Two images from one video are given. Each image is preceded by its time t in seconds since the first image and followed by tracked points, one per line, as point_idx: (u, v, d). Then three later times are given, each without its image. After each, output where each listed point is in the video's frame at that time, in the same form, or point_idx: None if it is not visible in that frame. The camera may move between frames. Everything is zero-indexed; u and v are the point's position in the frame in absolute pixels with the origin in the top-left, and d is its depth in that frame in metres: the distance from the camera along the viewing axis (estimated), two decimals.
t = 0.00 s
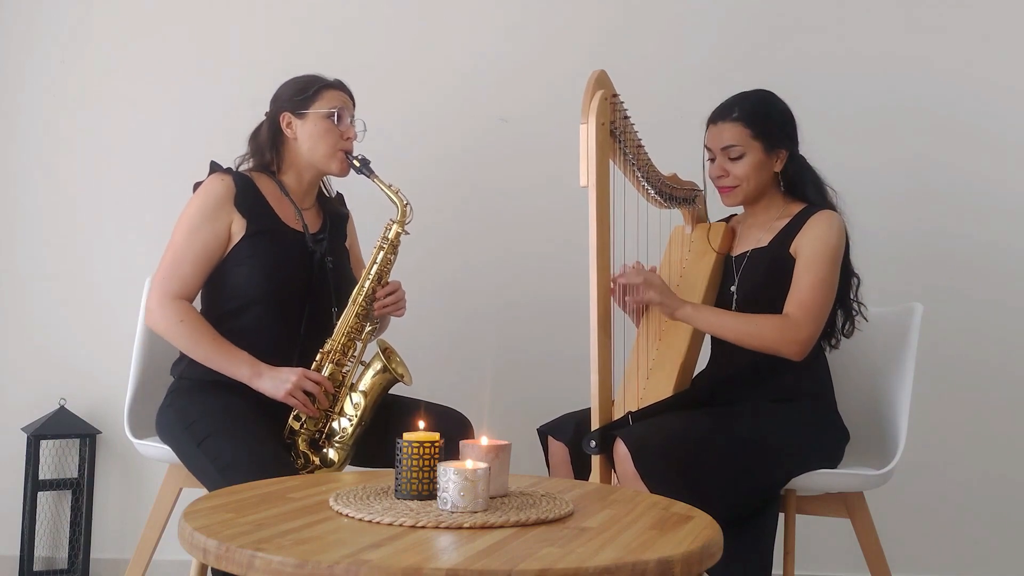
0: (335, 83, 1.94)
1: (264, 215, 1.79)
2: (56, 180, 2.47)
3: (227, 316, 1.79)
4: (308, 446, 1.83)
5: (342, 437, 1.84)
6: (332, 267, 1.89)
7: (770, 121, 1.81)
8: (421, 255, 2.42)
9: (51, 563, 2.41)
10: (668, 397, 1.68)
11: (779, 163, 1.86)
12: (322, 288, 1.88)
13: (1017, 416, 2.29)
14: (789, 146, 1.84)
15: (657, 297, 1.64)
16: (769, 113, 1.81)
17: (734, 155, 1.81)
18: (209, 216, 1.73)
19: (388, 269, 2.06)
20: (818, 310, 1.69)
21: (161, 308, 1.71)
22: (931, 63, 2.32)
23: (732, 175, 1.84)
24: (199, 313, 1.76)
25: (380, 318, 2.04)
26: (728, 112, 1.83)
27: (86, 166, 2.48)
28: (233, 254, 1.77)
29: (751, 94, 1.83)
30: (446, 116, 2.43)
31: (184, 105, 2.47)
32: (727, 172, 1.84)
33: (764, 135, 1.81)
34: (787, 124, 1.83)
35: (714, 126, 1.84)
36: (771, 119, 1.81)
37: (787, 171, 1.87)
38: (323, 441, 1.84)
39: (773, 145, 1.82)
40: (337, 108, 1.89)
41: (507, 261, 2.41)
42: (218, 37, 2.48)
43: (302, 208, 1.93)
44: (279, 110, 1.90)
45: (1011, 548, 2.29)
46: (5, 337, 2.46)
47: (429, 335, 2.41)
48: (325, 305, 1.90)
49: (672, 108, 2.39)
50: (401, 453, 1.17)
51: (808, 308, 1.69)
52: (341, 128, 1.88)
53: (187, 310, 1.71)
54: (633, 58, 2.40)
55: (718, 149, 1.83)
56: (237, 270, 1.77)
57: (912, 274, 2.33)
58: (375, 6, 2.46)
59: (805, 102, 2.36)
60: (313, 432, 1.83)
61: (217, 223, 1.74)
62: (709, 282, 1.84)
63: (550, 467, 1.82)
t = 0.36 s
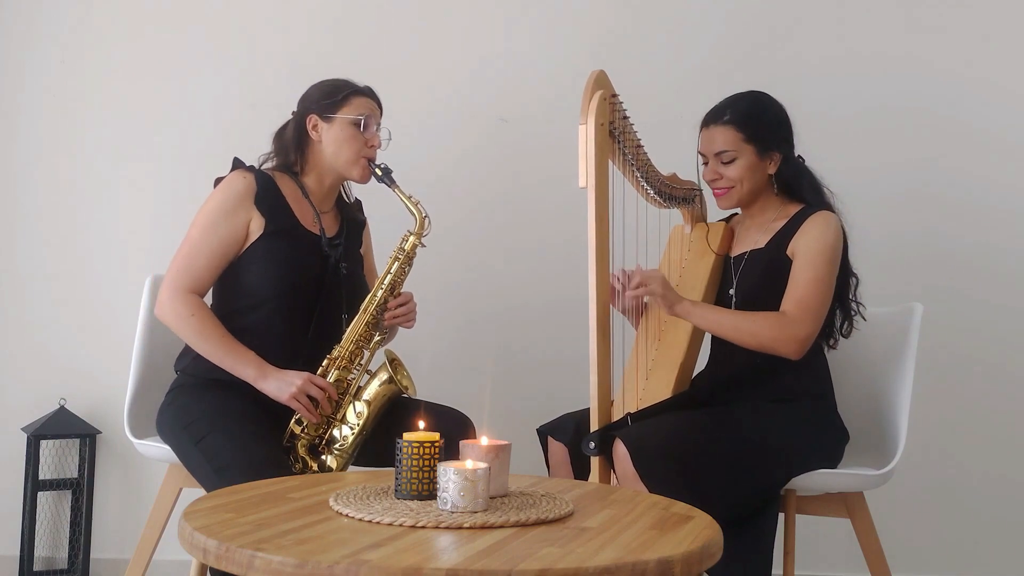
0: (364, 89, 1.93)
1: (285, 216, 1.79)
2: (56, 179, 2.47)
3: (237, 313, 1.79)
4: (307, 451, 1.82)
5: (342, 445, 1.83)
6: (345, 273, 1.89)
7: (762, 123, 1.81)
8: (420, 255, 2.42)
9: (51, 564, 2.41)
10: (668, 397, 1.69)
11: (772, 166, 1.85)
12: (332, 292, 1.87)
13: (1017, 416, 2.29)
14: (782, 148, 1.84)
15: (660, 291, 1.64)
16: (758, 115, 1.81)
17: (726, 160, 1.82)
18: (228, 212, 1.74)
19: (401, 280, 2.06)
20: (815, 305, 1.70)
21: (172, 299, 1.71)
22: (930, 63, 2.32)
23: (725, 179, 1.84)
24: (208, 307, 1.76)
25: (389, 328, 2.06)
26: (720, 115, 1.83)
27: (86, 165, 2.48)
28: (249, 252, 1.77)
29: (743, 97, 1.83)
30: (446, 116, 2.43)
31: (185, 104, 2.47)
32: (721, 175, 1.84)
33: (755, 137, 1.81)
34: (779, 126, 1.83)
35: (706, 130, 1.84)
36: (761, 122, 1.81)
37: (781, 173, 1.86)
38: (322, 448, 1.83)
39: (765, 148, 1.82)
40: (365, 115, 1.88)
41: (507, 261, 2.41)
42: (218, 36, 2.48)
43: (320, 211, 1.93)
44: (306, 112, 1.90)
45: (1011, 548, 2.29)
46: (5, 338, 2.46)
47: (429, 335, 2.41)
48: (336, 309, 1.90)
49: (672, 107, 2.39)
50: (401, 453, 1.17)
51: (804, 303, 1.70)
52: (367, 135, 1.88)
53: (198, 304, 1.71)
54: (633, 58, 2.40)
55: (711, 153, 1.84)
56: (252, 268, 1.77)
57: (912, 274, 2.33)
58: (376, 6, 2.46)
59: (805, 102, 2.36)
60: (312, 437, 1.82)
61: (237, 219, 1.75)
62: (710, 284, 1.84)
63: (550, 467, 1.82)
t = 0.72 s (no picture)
0: (392, 97, 1.94)
1: (303, 219, 1.78)
2: (56, 179, 2.47)
3: (247, 311, 1.79)
4: (307, 456, 1.81)
5: (342, 454, 1.83)
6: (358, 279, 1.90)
7: (753, 130, 1.81)
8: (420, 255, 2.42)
9: (51, 564, 2.41)
10: (668, 397, 1.68)
11: (767, 171, 1.85)
12: (343, 295, 1.88)
13: (1017, 416, 2.29)
14: (775, 154, 1.84)
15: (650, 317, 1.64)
16: (747, 123, 1.80)
17: (718, 171, 1.82)
18: (248, 210, 1.74)
19: (413, 293, 2.07)
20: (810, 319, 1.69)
21: (186, 293, 1.71)
22: (929, 63, 2.32)
23: (719, 189, 1.84)
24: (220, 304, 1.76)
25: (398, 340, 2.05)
26: (708, 127, 1.83)
27: (86, 165, 2.48)
28: (264, 251, 1.77)
29: (733, 106, 1.82)
30: (446, 116, 2.43)
31: (185, 104, 2.47)
32: (714, 186, 1.84)
33: (747, 145, 1.80)
34: (772, 131, 1.83)
35: (699, 140, 1.84)
36: (751, 131, 1.80)
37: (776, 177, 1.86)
38: (322, 454, 1.83)
39: (757, 155, 1.82)
40: (390, 123, 1.88)
41: (507, 260, 2.41)
42: (218, 36, 2.48)
43: (339, 216, 1.93)
44: (333, 115, 1.90)
45: (1011, 548, 2.29)
46: (4, 338, 2.46)
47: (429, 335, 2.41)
48: (348, 310, 1.91)
49: (671, 107, 2.39)
50: (401, 453, 1.17)
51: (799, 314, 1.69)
52: (391, 143, 1.88)
53: (211, 301, 1.71)
54: (631, 59, 2.40)
55: (704, 164, 1.83)
56: (267, 268, 1.77)
57: (912, 273, 2.33)
58: (375, 6, 2.46)
59: (804, 103, 2.36)
60: (313, 443, 1.82)
61: (255, 217, 1.74)
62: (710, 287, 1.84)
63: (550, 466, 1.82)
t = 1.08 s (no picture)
0: (385, 96, 1.94)
1: (297, 220, 1.79)
2: (56, 179, 2.47)
3: (243, 313, 1.79)
4: (308, 459, 1.82)
5: (343, 454, 1.84)
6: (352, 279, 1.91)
7: (764, 125, 1.81)
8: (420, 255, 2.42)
9: (51, 564, 2.41)
10: (671, 395, 1.68)
11: (775, 167, 1.85)
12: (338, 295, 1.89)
13: (1016, 416, 2.29)
14: (784, 150, 1.84)
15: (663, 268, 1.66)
16: (759, 116, 1.81)
17: (730, 165, 1.81)
18: (240, 211, 1.74)
19: (410, 291, 2.08)
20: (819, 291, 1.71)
21: (182, 297, 1.70)
22: (928, 64, 2.32)
23: (729, 185, 1.84)
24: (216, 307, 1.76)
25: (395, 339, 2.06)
26: (720, 122, 1.83)
27: (86, 165, 2.48)
28: (258, 253, 1.77)
29: (745, 100, 1.82)
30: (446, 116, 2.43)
31: (184, 104, 2.47)
32: (724, 181, 1.84)
33: (757, 140, 1.80)
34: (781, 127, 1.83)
35: (709, 136, 1.84)
36: (762, 126, 1.81)
37: (785, 173, 1.86)
38: (323, 456, 1.84)
39: (767, 151, 1.82)
40: (382, 123, 1.89)
41: (506, 260, 2.41)
42: (218, 36, 2.48)
43: (331, 216, 1.93)
44: (326, 114, 1.90)
45: (1010, 548, 2.29)
46: (4, 338, 2.46)
47: (429, 334, 2.41)
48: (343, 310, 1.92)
49: (671, 107, 2.39)
50: (401, 453, 1.17)
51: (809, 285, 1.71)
52: (383, 142, 1.88)
53: (206, 304, 1.71)
54: (631, 59, 2.40)
55: (714, 160, 1.83)
56: (262, 270, 1.77)
57: (912, 273, 2.33)
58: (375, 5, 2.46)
59: (804, 103, 2.36)
60: (314, 445, 1.83)
61: (248, 218, 1.74)
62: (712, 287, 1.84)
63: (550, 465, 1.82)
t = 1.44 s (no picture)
0: (344, 83, 1.93)
1: (267, 220, 1.78)
2: (56, 179, 2.47)
3: (229, 317, 1.79)
4: (310, 453, 1.83)
5: (345, 444, 1.83)
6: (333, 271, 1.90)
7: (773, 123, 1.82)
8: (420, 255, 2.42)
9: (51, 563, 2.41)
10: (673, 394, 1.68)
11: (783, 166, 1.86)
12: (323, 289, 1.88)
13: (1016, 416, 2.29)
14: (792, 148, 1.85)
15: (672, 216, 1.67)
16: (768, 114, 1.82)
17: (738, 161, 1.82)
18: (211, 216, 1.73)
19: (393, 275, 2.06)
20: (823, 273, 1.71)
21: (163, 311, 1.71)
22: (929, 64, 2.32)
23: (736, 180, 1.85)
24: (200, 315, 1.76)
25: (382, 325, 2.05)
26: (729, 118, 1.84)
27: (86, 166, 2.48)
28: (235, 256, 1.77)
29: (755, 98, 1.84)
30: (448, 117, 2.43)
31: (185, 105, 2.47)
32: (732, 177, 1.85)
33: (766, 138, 1.82)
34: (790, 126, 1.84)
35: (718, 131, 1.85)
36: (771, 124, 1.82)
37: (792, 172, 1.87)
38: (325, 449, 1.84)
39: (775, 149, 1.83)
40: (345, 110, 1.88)
41: (507, 260, 2.41)
42: (218, 37, 2.48)
43: (304, 210, 1.94)
44: (286, 109, 1.90)
45: (1009, 548, 2.29)
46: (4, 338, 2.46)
47: (429, 334, 2.41)
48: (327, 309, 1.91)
49: (672, 108, 2.39)
50: (401, 453, 1.17)
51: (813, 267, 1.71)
52: (347, 130, 1.88)
53: (189, 312, 1.71)
54: (631, 60, 2.40)
55: (722, 155, 1.84)
56: (239, 274, 1.77)
57: (912, 273, 2.33)
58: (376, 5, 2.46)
59: (803, 104, 2.36)
60: (314, 439, 1.83)
61: (221, 223, 1.74)
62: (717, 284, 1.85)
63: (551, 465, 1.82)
